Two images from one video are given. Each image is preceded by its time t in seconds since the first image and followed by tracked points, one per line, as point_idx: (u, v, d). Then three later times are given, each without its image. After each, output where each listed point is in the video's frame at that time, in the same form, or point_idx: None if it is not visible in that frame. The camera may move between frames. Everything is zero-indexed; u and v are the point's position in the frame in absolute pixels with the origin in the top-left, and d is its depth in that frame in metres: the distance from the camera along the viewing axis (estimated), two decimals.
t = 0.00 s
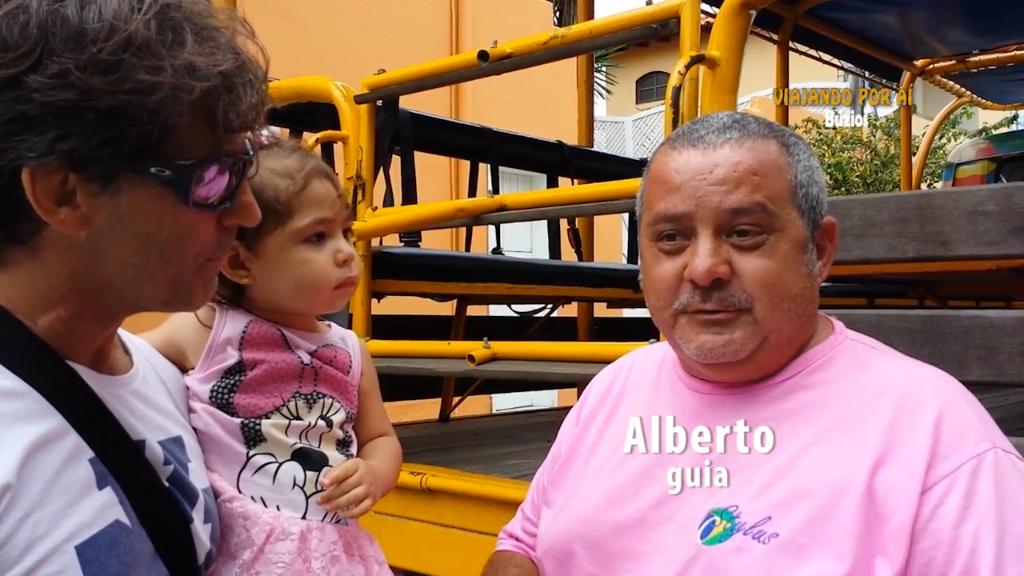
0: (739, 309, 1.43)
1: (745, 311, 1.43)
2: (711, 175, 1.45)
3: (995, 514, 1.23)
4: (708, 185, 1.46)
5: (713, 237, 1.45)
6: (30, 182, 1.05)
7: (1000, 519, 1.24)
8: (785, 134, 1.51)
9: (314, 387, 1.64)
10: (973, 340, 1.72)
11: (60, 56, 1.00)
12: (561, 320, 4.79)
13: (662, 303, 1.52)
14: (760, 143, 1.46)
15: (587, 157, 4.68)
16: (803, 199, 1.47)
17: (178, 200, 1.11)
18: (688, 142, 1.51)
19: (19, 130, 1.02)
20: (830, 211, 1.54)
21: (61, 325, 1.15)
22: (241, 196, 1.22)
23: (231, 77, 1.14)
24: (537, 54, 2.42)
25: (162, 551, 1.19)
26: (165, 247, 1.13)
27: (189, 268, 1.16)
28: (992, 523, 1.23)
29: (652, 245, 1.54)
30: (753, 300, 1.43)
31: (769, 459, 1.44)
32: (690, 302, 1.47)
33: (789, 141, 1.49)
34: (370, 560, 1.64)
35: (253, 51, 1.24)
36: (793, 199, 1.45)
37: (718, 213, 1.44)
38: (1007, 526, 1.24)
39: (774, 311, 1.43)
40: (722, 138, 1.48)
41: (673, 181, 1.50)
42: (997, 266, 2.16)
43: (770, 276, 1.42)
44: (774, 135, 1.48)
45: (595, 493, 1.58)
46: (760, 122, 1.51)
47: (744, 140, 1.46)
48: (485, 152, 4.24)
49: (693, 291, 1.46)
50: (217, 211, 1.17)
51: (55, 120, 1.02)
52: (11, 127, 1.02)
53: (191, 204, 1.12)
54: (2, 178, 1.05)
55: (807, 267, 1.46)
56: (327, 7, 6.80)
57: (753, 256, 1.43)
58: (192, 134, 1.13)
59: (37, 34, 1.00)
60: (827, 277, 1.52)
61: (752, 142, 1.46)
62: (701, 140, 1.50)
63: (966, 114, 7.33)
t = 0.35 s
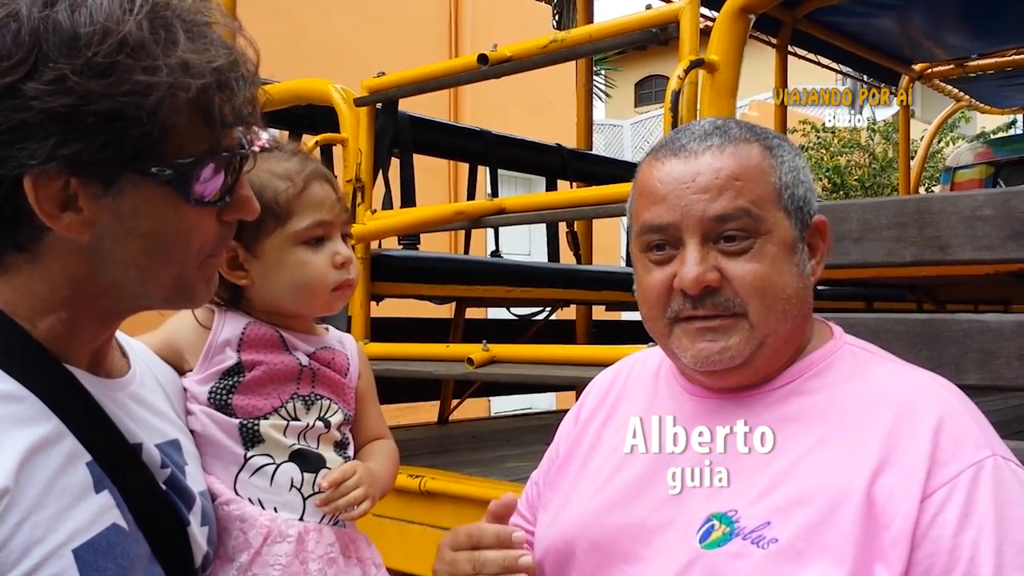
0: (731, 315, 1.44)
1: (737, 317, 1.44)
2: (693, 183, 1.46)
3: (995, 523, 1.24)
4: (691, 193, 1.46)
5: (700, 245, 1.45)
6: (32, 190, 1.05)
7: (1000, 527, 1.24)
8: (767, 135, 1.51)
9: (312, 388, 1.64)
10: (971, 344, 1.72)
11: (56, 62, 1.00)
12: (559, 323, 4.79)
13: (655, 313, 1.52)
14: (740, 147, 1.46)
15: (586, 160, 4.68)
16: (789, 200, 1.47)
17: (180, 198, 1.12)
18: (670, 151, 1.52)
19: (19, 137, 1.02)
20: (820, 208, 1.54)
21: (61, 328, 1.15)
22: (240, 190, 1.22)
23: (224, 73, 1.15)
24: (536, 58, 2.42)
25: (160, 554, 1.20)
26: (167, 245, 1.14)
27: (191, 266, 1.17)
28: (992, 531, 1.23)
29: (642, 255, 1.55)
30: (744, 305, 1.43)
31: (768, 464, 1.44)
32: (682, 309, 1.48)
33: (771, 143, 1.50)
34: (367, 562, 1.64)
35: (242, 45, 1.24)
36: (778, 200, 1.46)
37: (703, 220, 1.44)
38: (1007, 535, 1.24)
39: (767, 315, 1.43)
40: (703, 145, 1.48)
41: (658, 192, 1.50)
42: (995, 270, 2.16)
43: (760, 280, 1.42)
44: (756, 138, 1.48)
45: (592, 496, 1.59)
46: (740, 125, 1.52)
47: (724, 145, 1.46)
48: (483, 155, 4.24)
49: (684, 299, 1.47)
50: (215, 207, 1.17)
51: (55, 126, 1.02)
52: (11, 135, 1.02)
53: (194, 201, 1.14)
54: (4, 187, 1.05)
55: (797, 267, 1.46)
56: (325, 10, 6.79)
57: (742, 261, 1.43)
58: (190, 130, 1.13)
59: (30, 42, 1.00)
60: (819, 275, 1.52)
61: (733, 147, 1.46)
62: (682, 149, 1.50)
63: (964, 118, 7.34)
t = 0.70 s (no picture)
0: (728, 317, 1.44)
1: (734, 318, 1.44)
2: (692, 184, 1.46)
3: (989, 521, 1.24)
4: (690, 194, 1.46)
5: (698, 246, 1.45)
6: (30, 189, 1.05)
7: (994, 525, 1.24)
8: (765, 137, 1.51)
9: (310, 387, 1.64)
10: (969, 344, 1.72)
11: (54, 61, 1.00)
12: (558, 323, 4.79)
13: (652, 314, 1.52)
14: (738, 149, 1.46)
15: (585, 160, 4.68)
16: (786, 203, 1.47)
17: (177, 198, 1.12)
18: (669, 152, 1.51)
19: (17, 137, 1.02)
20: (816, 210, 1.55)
21: (59, 328, 1.15)
22: (238, 190, 1.22)
23: (222, 72, 1.14)
24: (536, 58, 2.42)
25: (157, 554, 1.20)
26: (165, 245, 1.14)
27: (188, 266, 1.17)
28: (986, 530, 1.23)
29: (640, 256, 1.54)
30: (741, 307, 1.43)
31: (764, 464, 1.44)
32: (680, 312, 1.47)
33: (769, 144, 1.50)
34: (363, 562, 1.64)
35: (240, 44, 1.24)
36: (776, 202, 1.45)
37: (702, 222, 1.44)
38: (1001, 533, 1.24)
39: (764, 317, 1.43)
40: (702, 146, 1.48)
41: (657, 192, 1.50)
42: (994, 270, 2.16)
43: (757, 282, 1.42)
44: (754, 140, 1.48)
45: (588, 497, 1.59)
46: (739, 127, 1.51)
47: (722, 147, 1.46)
48: (483, 155, 4.24)
49: (682, 302, 1.46)
50: (213, 207, 1.17)
51: (54, 126, 1.02)
52: (9, 134, 1.02)
53: (192, 201, 1.14)
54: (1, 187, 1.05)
55: (794, 270, 1.46)
56: (325, 9, 6.79)
57: (740, 263, 1.43)
58: (188, 130, 1.13)
59: (29, 40, 1.00)
60: (817, 277, 1.52)
61: (732, 148, 1.46)
62: (682, 150, 1.50)
63: (964, 119, 7.34)
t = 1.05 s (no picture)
0: (738, 306, 1.44)
1: (744, 308, 1.44)
2: (715, 170, 1.46)
3: (974, 518, 1.24)
4: (713, 180, 1.46)
5: (714, 232, 1.45)
6: (24, 188, 1.05)
7: (979, 523, 1.25)
8: (786, 138, 1.52)
9: (307, 388, 1.64)
10: (964, 343, 1.73)
11: (48, 60, 1.00)
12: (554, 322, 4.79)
13: (659, 297, 1.52)
14: (764, 142, 1.47)
15: (581, 159, 4.68)
16: (801, 203, 1.48)
17: (172, 197, 1.12)
18: (693, 137, 1.52)
19: (12, 137, 1.02)
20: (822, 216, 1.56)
21: (55, 328, 1.15)
22: (233, 189, 1.22)
23: (217, 71, 1.14)
24: (531, 57, 2.42)
25: (153, 554, 1.19)
26: (160, 244, 1.14)
27: (184, 265, 1.17)
28: (971, 527, 1.24)
29: (650, 239, 1.54)
30: (752, 297, 1.43)
31: (755, 461, 1.44)
32: (688, 297, 1.48)
33: (790, 146, 1.51)
34: (361, 563, 1.64)
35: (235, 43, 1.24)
36: (792, 201, 1.47)
37: (721, 209, 1.44)
38: (986, 531, 1.25)
39: (773, 310, 1.43)
40: (728, 134, 1.48)
41: (678, 175, 1.50)
42: (989, 269, 2.17)
43: (770, 275, 1.43)
44: (777, 138, 1.49)
45: (581, 495, 1.59)
46: (762, 123, 1.53)
47: (748, 137, 1.47)
48: (479, 154, 4.24)
49: (692, 285, 1.47)
50: (208, 206, 1.17)
51: (48, 126, 1.02)
52: (3, 134, 1.02)
53: (188, 200, 1.14)
54: None
55: (803, 269, 1.47)
56: (321, 9, 6.79)
57: (754, 253, 1.43)
58: (183, 130, 1.13)
59: (23, 40, 1.00)
60: (819, 281, 1.53)
61: (757, 141, 1.47)
62: (707, 136, 1.50)
63: (960, 118, 7.35)
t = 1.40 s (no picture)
0: (740, 302, 1.44)
1: (747, 305, 1.44)
2: (725, 166, 1.46)
3: (969, 517, 1.25)
4: (721, 175, 1.46)
5: (720, 228, 1.45)
6: (26, 188, 1.05)
7: (974, 522, 1.25)
8: (795, 138, 1.53)
9: (308, 387, 1.64)
10: (961, 340, 1.73)
11: (50, 60, 1.00)
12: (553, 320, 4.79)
13: (661, 292, 1.52)
14: (774, 140, 1.47)
15: (579, 158, 4.68)
16: (807, 203, 1.49)
17: (174, 196, 1.12)
18: (703, 132, 1.52)
19: (13, 138, 1.02)
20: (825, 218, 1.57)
21: (56, 328, 1.15)
22: (235, 188, 1.22)
23: (218, 70, 1.14)
24: (529, 55, 2.42)
25: (154, 553, 1.20)
26: (162, 244, 1.14)
27: (185, 265, 1.17)
28: (965, 526, 1.24)
29: (655, 233, 1.54)
30: (756, 294, 1.43)
31: (751, 460, 1.44)
32: (691, 292, 1.48)
33: (798, 146, 1.52)
34: (362, 562, 1.64)
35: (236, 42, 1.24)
36: (798, 200, 1.47)
37: (729, 204, 1.45)
38: (981, 530, 1.25)
39: (776, 308, 1.43)
40: (738, 131, 1.49)
41: (686, 169, 1.50)
42: (985, 266, 2.17)
43: (773, 273, 1.43)
44: (786, 137, 1.50)
45: (578, 491, 1.59)
46: (772, 122, 1.53)
47: (759, 135, 1.47)
48: (477, 152, 4.24)
49: (695, 281, 1.47)
50: (210, 206, 1.17)
51: (50, 125, 1.02)
52: (5, 134, 1.02)
53: (190, 199, 1.14)
54: None
55: (806, 269, 1.47)
56: (319, 8, 6.78)
57: (758, 251, 1.44)
58: (184, 129, 1.13)
59: (24, 40, 1.00)
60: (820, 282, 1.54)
61: (767, 138, 1.47)
62: (717, 132, 1.50)
63: (958, 116, 7.35)
